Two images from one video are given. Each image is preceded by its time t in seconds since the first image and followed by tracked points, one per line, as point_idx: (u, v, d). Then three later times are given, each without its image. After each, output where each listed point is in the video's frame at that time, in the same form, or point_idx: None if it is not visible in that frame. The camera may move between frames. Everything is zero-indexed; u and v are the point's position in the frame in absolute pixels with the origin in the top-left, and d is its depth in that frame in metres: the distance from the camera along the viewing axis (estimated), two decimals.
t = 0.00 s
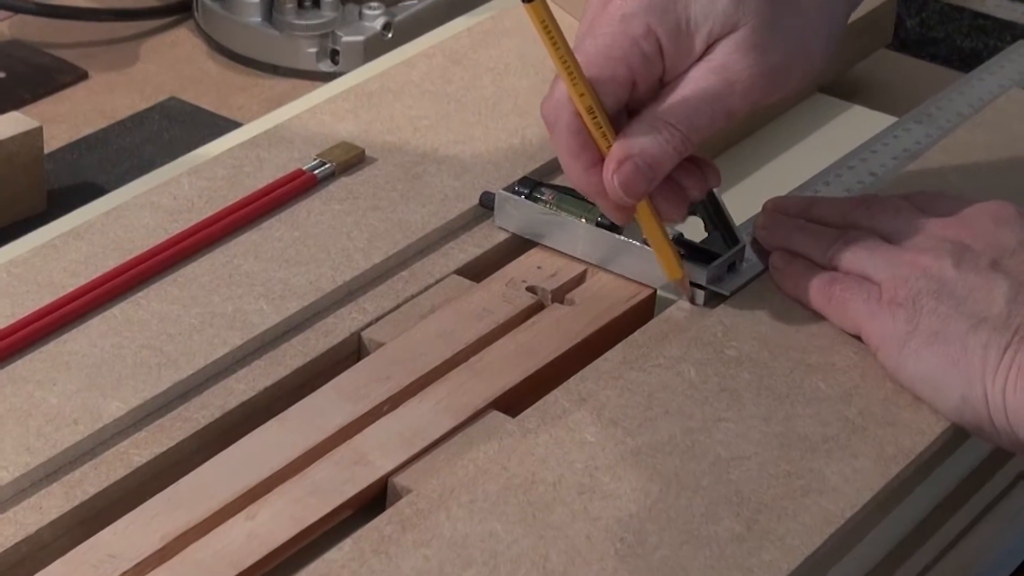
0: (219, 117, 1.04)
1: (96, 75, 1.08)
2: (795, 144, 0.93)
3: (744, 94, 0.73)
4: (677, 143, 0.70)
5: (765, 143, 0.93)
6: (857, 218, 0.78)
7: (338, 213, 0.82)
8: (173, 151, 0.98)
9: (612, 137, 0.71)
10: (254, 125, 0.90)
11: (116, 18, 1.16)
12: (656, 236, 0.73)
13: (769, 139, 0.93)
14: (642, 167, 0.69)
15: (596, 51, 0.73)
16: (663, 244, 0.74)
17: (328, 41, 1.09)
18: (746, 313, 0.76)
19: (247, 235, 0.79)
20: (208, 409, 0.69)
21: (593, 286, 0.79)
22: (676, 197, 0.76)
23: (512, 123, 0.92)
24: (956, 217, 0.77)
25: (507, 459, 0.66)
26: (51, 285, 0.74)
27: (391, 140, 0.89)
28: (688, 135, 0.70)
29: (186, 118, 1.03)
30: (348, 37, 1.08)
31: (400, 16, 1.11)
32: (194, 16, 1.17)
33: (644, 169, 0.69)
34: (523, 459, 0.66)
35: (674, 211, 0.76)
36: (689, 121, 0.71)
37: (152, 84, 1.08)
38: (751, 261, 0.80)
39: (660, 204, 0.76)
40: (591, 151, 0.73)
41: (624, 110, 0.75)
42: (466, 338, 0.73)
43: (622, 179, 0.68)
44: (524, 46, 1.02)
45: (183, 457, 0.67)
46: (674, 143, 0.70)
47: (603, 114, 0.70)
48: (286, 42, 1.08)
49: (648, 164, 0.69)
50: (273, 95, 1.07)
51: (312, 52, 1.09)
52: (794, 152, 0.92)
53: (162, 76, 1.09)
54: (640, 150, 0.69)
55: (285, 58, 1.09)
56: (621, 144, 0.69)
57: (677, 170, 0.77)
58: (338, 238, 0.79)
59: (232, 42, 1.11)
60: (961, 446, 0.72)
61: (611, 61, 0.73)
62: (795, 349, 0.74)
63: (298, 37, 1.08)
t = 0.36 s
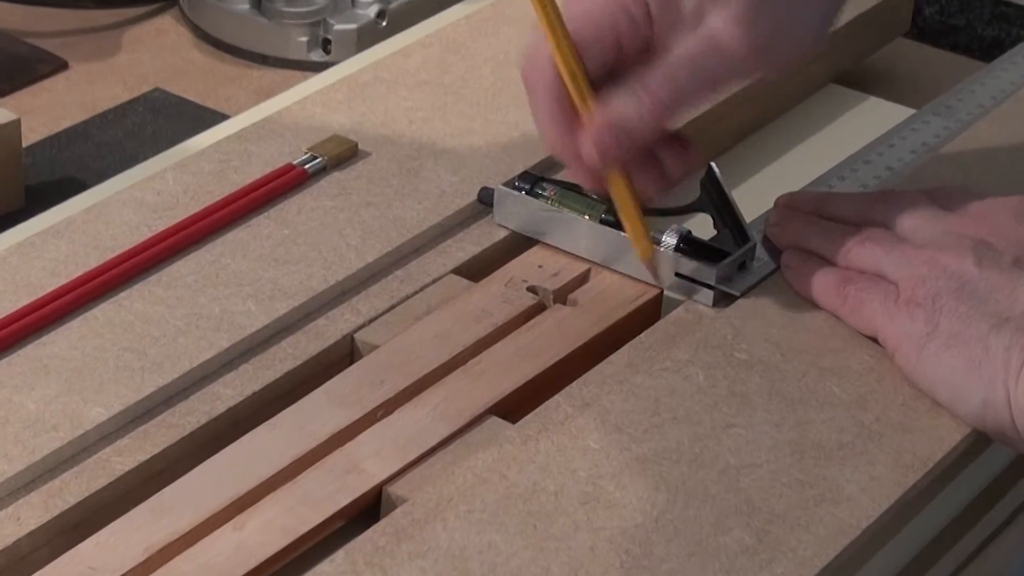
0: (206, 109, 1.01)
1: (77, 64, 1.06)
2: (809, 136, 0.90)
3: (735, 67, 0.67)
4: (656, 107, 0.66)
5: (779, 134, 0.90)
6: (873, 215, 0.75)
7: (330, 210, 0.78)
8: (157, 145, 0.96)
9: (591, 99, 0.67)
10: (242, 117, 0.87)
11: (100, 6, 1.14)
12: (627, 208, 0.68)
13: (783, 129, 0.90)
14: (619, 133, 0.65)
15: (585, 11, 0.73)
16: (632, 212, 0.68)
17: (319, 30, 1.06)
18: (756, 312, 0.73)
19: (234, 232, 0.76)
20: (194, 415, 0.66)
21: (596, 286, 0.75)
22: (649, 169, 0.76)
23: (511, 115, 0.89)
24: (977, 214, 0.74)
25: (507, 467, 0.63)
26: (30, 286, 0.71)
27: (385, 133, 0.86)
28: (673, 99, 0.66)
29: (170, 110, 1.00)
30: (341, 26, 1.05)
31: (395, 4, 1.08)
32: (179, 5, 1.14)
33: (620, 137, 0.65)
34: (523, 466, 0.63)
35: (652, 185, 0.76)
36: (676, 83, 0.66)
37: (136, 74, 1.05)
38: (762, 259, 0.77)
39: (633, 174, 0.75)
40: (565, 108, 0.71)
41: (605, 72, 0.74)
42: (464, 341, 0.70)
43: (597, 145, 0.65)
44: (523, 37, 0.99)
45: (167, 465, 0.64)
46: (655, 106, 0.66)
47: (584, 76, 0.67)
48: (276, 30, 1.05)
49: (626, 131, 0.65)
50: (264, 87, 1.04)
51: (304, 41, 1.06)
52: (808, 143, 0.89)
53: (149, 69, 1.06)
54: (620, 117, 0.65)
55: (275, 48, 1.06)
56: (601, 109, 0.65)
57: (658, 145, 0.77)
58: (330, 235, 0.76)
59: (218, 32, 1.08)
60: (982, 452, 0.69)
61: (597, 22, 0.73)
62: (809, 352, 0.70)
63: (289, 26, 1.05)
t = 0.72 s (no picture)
0: (191, 101, 0.99)
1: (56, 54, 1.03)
2: (823, 130, 0.87)
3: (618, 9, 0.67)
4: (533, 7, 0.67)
5: (791, 128, 0.87)
6: (891, 212, 0.72)
7: (321, 206, 0.75)
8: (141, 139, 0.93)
9: None
10: (231, 110, 0.84)
11: None
12: (487, 94, 0.72)
13: (795, 124, 0.88)
14: (490, 23, 0.66)
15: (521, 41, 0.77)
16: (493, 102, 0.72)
17: (311, 18, 1.03)
18: (766, 312, 0.70)
19: (222, 230, 0.73)
20: (180, 421, 0.63)
21: (600, 286, 0.72)
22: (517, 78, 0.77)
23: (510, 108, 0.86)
24: (997, 212, 0.71)
25: (506, 475, 0.60)
26: (9, 286, 0.68)
27: (380, 126, 0.83)
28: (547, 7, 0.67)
29: (155, 103, 0.98)
30: (334, 14, 1.02)
31: None
32: None
33: (490, 22, 0.66)
34: (523, 474, 0.60)
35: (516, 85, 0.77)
36: None
37: (119, 64, 1.03)
38: (774, 258, 0.73)
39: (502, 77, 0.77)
40: None
41: None
42: (462, 342, 0.67)
43: (465, 27, 0.66)
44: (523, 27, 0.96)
45: (152, 473, 0.61)
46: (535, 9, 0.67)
47: None
48: (267, 19, 1.02)
49: (498, 22, 0.67)
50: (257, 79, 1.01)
51: (295, 30, 1.03)
52: (822, 138, 0.86)
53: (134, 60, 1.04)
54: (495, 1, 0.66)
55: (266, 37, 1.03)
56: None
57: (528, 45, 0.78)
58: (322, 233, 0.73)
59: (199, 16, 1.06)
60: (1003, 458, 0.66)
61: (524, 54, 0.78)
62: (822, 355, 0.67)
63: (279, 14, 1.02)
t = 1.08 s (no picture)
0: (177, 92, 0.95)
1: (36, 45, 1.01)
2: (836, 123, 0.84)
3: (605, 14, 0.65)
4: (521, 39, 0.63)
5: (802, 121, 0.85)
6: (905, 207, 0.69)
7: (313, 203, 0.73)
8: (126, 132, 0.90)
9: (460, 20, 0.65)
10: (221, 101, 0.82)
11: None
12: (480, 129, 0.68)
13: (806, 116, 0.85)
14: (479, 62, 0.63)
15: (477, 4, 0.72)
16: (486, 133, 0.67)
17: (302, 7, 1.00)
18: (776, 313, 0.67)
19: (209, 227, 0.71)
20: (165, 426, 0.60)
21: (603, 286, 0.70)
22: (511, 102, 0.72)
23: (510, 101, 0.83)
24: (1016, 206, 0.68)
25: (506, 483, 0.57)
26: None
27: (375, 119, 0.80)
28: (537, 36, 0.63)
29: (139, 94, 0.94)
30: (326, 3, 0.99)
31: None
32: None
33: (478, 62, 0.63)
34: (524, 482, 0.57)
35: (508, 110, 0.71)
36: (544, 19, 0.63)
37: (102, 54, 1.01)
38: (786, 257, 0.71)
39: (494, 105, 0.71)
40: (426, 32, 0.67)
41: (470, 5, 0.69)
42: (459, 345, 0.65)
43: (452, 72, 0.63)
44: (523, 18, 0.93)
45: (136, 481, 0.59)
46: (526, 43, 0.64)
47: None
48: (256, 9, 1.00)
49: (487, 59, 0.63)
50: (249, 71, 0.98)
51: (285, 20, 1.00)
52: (835, 131, 0.83)
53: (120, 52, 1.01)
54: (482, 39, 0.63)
55: (257, 27, 1.01)
56: (463, 30, 0.62)
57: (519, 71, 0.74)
58: (314, 230, 0.71)
59: (186, 5, 1.04)
60: None
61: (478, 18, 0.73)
62: (835, 357, 0.65)
63: (269, 4, 1.00)
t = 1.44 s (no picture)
0: (163, 85, 0.93)
1: (17, 35, 0.99)
2: (849, 112, 0.81)
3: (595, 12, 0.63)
4: (510, 44, 0.62)
5: (814, 111, 0.82)
6: (921, 204, 0.67)
7: (305, 200, 0.70)
8: (108, 125, 0.88)
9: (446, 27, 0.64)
10: (207, 94, 0.79)
11: None
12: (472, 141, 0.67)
13: (818, 106, 0.82)
14: (469, 70, 0.62)
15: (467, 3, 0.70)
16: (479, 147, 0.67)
17: None
18: (786, 314, 0.65)
19: (195, 225, 0.68)
20: (151, 432, 0.57)
21: (607, 286, 0.67)
22: (503, 106, 0.71)
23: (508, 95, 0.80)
24: None
25: (505, 491, 0.55)
26: None
27: (369, 113, 0.78)
28: (527, 41, 0.62)
29: (124, 86, 0.92)
30: None
31: None
32: None
33: (469, 71, 0.62)
34: (524, 490, 0.55)
35: (499, 117, 0.70)
36: (534, 23, 0.62)
37: (87, 44, 0.99)
38: (796, 255, 0.68)
39: (485, 110, 0.70)
40: (412, 41, 0.65)
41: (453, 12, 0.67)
42: (456, 347, 0.62)
43: (443, 82, 0.61)
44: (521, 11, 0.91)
45: (121, 489, 0.56)
46: (516, 48, 0.62)
47: (439, 2, 0.63)
48: None
49: (477, 67, 0.62)
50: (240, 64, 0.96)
51: (276, 8, 1.00)
52: (848, 122, 0.80)
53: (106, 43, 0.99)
54: (471, 48, 0.61)
55: (246, 17, 1.00)
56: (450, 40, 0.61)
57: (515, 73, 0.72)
58: (306, 228, 0.68)
59: None
60: None
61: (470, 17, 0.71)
62: (848, 360, 0.62)
63: None
